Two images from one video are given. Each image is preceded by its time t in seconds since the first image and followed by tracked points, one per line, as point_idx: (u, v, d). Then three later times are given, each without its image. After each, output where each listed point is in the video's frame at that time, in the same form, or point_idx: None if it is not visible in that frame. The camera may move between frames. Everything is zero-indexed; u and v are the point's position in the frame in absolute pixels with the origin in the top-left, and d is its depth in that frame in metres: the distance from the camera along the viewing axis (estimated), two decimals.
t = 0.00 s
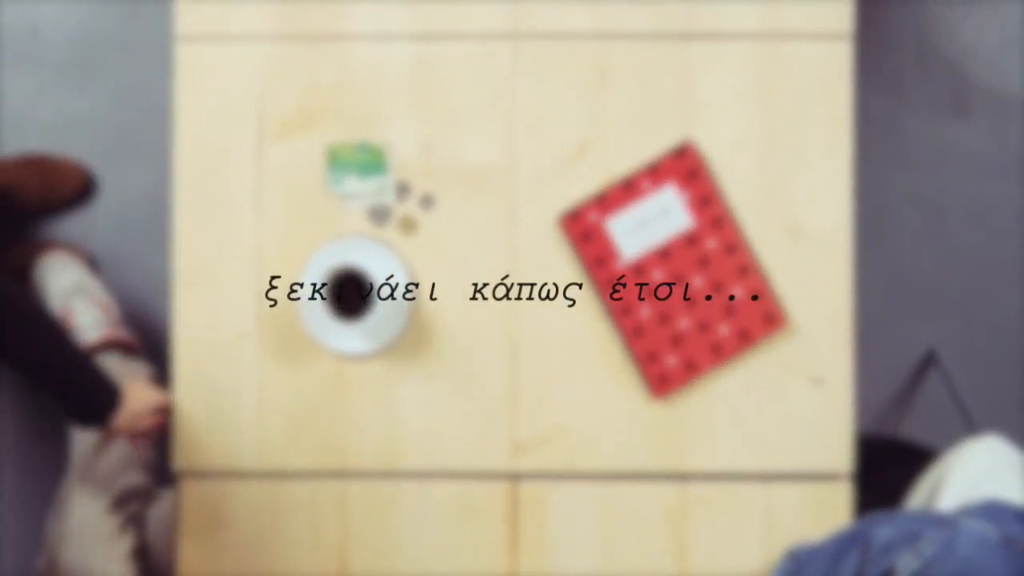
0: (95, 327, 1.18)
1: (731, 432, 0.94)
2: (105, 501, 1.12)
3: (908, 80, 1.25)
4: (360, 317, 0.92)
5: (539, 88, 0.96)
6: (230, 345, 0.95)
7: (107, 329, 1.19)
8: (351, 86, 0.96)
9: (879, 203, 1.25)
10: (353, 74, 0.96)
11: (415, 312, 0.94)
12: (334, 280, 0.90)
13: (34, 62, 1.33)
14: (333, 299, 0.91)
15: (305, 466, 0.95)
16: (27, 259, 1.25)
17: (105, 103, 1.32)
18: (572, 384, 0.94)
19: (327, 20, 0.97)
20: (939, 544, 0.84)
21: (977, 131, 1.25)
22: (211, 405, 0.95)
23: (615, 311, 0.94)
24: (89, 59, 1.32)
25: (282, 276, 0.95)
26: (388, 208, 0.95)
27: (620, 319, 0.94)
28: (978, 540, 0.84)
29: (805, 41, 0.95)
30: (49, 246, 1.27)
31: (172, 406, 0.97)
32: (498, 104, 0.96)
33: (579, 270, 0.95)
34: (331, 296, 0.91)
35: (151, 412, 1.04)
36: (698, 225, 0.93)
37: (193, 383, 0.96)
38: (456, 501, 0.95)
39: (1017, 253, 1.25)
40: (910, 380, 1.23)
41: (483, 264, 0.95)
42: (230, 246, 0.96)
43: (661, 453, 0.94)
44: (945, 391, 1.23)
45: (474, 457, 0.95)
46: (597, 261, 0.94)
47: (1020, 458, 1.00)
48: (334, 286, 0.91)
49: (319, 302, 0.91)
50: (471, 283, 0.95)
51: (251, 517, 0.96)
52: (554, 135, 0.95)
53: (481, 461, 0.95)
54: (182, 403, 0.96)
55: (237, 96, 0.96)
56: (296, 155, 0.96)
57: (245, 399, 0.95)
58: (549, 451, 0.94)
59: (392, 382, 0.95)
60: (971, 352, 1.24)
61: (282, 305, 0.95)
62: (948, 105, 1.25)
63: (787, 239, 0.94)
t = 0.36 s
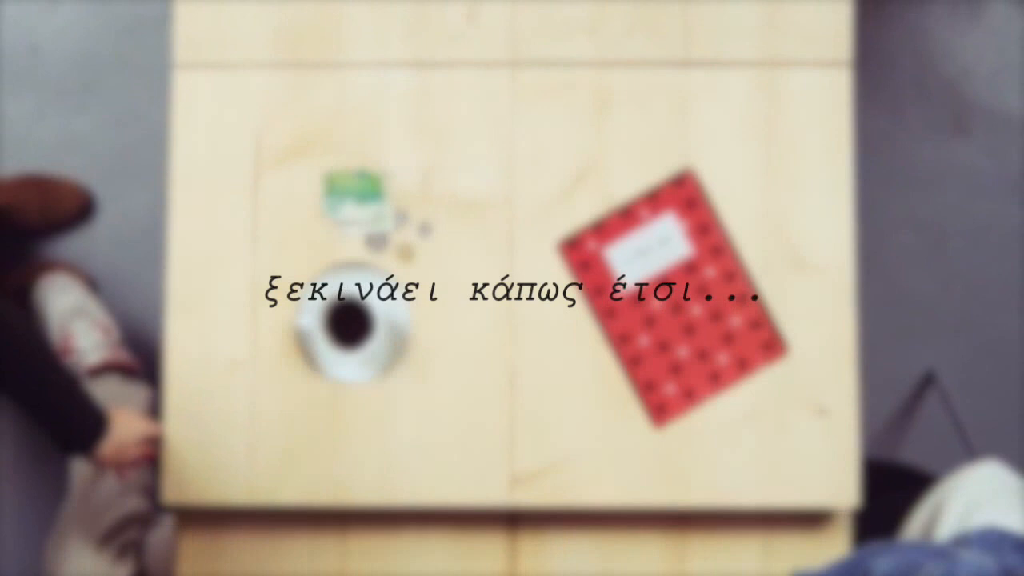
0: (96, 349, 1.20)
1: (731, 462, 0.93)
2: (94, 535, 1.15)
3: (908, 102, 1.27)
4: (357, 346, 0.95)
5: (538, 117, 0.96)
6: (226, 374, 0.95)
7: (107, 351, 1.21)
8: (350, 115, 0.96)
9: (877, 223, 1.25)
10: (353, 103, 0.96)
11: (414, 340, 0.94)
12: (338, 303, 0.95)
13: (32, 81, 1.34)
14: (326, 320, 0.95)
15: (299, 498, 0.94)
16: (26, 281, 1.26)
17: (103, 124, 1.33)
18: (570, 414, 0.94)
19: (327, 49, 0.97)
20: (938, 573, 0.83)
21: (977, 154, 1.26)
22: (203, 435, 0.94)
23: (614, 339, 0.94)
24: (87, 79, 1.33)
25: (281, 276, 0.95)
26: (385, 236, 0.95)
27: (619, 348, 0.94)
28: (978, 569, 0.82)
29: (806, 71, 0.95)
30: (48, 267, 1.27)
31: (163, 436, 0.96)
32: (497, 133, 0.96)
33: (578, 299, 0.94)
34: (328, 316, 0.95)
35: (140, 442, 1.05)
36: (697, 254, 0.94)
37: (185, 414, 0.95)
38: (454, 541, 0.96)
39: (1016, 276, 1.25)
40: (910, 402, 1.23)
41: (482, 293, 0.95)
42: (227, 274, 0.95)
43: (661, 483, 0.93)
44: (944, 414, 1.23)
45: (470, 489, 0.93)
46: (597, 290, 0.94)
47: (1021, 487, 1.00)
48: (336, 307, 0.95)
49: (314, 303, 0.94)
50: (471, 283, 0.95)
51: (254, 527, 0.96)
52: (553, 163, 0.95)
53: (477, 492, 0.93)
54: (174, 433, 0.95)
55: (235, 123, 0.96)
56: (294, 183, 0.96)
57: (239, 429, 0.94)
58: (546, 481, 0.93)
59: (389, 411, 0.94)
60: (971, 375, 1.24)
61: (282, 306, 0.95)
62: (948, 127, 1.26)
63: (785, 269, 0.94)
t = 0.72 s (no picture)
0: (95, 372, 1.21)
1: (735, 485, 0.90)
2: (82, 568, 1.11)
3: (909, 125, 1.30)
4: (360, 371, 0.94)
5: (536, 142, 0.95)
6: (210, 395, 0.92)
7: (106, 374, 1.21)
8: (348, 140, 0.96)
9: (877, 241, 1.28)
10: (351, 129, 0.96)
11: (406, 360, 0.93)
12: (340, 326, 0.94)
13: (33, 105, 1.36)
14: (325, 346, 0.94)
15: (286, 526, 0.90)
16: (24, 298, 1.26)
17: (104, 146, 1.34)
18: (566, 437, 0.91)
19: (325, 77, 0.97)
20: None
21: (977, 175, 1.29)
22: (185, 457, 0.91)
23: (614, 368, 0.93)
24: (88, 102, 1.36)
25: (281, 275, 0.94)
26: (380, 256, 0.94)
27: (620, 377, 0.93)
28: None
29: (805, 98, 0.95)
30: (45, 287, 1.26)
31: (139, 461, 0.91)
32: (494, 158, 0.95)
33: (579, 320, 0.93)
34: (326, 336, 0.94)
35: (114, 463, 1.06)
36: (696, 283, 0.94)
37: (166, 435, 0.91)
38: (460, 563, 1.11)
39: (1015, 295, 1.26)
40: (908, 424, 1.23)
41: (476, 314, 0.93)
42: (218, 295, 0.94)
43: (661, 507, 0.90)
44: (943, 435, 1.23)
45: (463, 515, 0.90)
46: (597, 319, 0.94)
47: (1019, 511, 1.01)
48: (336, 329, 0.94)
49: (314, 303, 0.94)
50: (471, 283, 0.94)
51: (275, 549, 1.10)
52: (551, 186, 0.95)
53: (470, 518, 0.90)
54: (154, 455, 0.91)
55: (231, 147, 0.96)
56: (289, 206, 0.95)
57: (222, 453, 0.91)
58: (542, 507, 0.90)
59: (380, 434, 0.91)
60: (970, 396, 1.24)
61: (282, 306, 0.94)
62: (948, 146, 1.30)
63: (784, 292, 0.93)
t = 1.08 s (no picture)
0: (97, 396, 1.19)
1: (755, 493, 0.83)
2: None
3: (908, 146, 1.31)
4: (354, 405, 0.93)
5: (535, 164, 0.94)
6: (194, 402, 0.87)
7: (108, 398, 1.20)
8: (345, 161, 0.94)
9: (876, 262, 1.28)
10: (350, 151, 0.95)
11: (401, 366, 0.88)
12: (341, 356, 0.94)
13: (32, 118, 1.41)
14: (326, 376, 0.94)
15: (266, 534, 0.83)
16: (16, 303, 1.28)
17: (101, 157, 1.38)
18: (570, 442, 0.85)
19: (327, 105, 0.96)
20: None
21: (977, 195, 1.30)
22: (160, 459, 0.85)
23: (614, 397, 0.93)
24: (85, 114, 1.41)
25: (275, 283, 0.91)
26: (377, 270, 0.91)
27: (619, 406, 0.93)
28: None
29: (807, 123, 0.94)
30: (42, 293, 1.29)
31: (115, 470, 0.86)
32: (495, 177, 0.94)
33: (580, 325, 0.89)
34: (327, 359, 0.94)
35: (85, 464, 0.96)
36: (696, 314, 0.96)
37: (142, 438, 0.86)
38: None
39: (1016, 317, 1.27)
40: (906, 444, 1.23)
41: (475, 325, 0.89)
42: (206, 303, 0.90)
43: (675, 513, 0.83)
44: (942, 456, 1.23)
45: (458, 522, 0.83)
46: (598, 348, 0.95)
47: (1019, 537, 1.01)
48: (338, 358, 0.94)
49: (319, 302, 0.90)
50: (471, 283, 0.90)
51: None
52: (552, 204, 0.93)
53: (466, 526, 0.83)
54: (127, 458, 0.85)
55: (229, 167, 0.95)
56: (285, 222, 0.93)
57: (201, 461, 0.85)
58: (544, 514, 0.83)
59: (371, 437, 0.85)
60: (971, 418, 1.24)
61: (285, 306, 0.90)
62: (948, 169, 1.30)
63: (798, 304, 0.88)
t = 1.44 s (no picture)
0: (96, 417, 1.13)
1: (759, 481, 0.81)
2: None
3: (907, 165, 1.31)
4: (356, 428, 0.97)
5: (533, 186, 0.94)
6: (186, 404, 0.85)
7: (104, 419, 1.13)
8: (343, 183, 0.94)
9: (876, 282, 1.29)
10: (350, 174, 0.95)
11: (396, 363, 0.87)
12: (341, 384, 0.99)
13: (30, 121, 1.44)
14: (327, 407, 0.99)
15: (258, 524, 0.82)
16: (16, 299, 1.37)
17: (98, 141, 1.45)
18: (569, 433, 0.84)
19: (324, 132, 0.96)
20: None
21: (976, 217, 1.31)
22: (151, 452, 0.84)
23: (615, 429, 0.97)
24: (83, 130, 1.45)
25: (273, 291, 0.90)
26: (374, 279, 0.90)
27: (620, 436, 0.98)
28: None
29: (806, 146, 0.94)
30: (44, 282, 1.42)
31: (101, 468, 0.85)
32: (494, 196, 0.93)
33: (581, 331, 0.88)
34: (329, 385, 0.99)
35: (61, 448, 1.02)
36: (695, 344, 0.98)
37: (134, 431, 0.85)
38: None
39: (1014, 338, 1.28)
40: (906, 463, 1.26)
41: (474, 331, 0.88)
42: (202, 306, 0.89)
43: (677, 500, 0.81)
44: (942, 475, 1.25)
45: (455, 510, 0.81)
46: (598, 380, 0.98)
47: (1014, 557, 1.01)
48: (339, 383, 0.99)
49: (322, 303, 0.90)
50: (470, 285, 0.90)
51: None
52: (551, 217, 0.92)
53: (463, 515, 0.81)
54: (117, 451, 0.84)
55: (229, 184, 0.95)
56: (278, 238, 0.92)
57: (192, 455, 0.84)
58: (544, 500, 0.81)
59: (366, 432, 0.84)
60: (970, 438, 1.26)
61: (290, 305, 0.90)
62: (948, 187, 1.31)
63: (801, 308, 0.87)
